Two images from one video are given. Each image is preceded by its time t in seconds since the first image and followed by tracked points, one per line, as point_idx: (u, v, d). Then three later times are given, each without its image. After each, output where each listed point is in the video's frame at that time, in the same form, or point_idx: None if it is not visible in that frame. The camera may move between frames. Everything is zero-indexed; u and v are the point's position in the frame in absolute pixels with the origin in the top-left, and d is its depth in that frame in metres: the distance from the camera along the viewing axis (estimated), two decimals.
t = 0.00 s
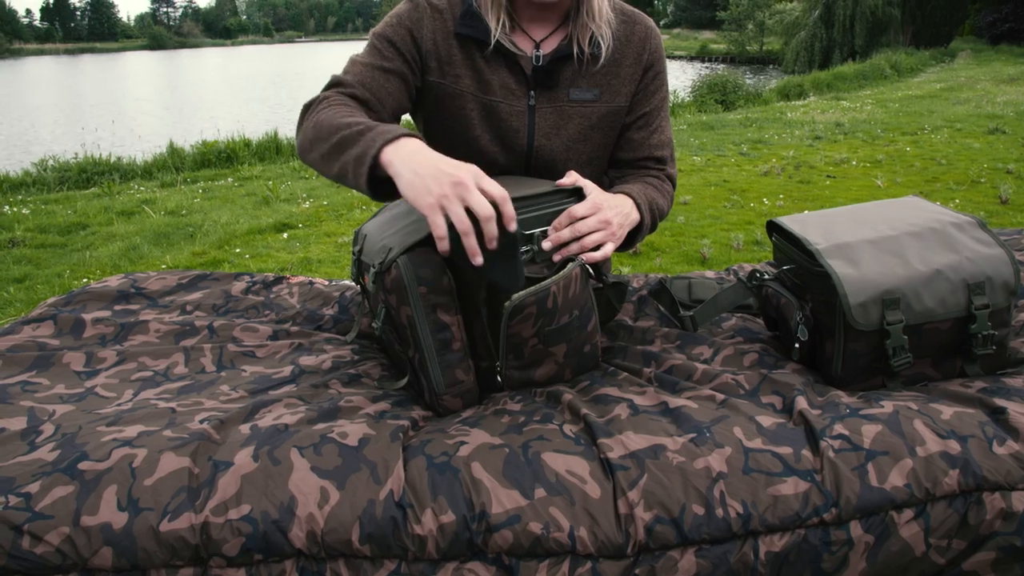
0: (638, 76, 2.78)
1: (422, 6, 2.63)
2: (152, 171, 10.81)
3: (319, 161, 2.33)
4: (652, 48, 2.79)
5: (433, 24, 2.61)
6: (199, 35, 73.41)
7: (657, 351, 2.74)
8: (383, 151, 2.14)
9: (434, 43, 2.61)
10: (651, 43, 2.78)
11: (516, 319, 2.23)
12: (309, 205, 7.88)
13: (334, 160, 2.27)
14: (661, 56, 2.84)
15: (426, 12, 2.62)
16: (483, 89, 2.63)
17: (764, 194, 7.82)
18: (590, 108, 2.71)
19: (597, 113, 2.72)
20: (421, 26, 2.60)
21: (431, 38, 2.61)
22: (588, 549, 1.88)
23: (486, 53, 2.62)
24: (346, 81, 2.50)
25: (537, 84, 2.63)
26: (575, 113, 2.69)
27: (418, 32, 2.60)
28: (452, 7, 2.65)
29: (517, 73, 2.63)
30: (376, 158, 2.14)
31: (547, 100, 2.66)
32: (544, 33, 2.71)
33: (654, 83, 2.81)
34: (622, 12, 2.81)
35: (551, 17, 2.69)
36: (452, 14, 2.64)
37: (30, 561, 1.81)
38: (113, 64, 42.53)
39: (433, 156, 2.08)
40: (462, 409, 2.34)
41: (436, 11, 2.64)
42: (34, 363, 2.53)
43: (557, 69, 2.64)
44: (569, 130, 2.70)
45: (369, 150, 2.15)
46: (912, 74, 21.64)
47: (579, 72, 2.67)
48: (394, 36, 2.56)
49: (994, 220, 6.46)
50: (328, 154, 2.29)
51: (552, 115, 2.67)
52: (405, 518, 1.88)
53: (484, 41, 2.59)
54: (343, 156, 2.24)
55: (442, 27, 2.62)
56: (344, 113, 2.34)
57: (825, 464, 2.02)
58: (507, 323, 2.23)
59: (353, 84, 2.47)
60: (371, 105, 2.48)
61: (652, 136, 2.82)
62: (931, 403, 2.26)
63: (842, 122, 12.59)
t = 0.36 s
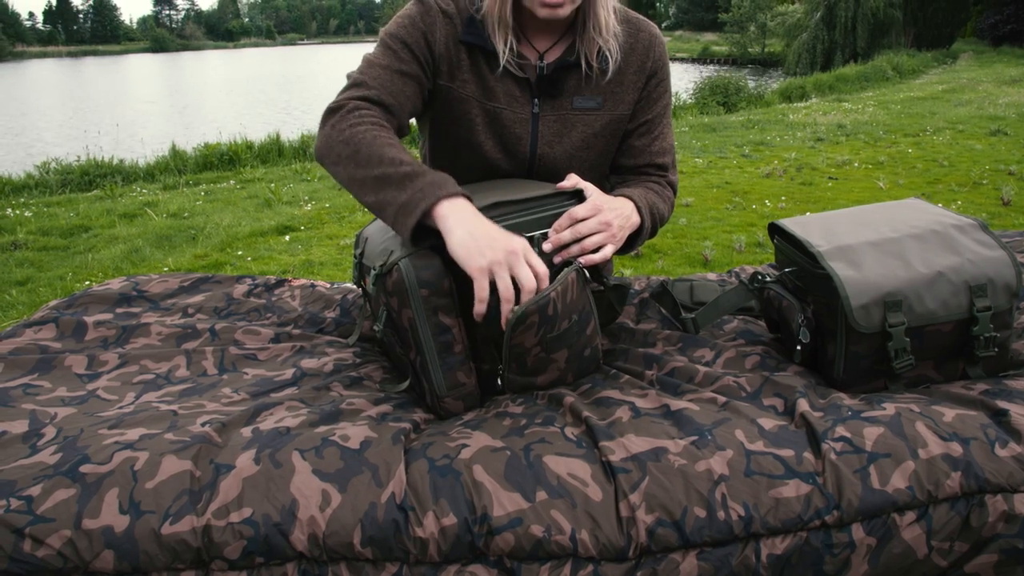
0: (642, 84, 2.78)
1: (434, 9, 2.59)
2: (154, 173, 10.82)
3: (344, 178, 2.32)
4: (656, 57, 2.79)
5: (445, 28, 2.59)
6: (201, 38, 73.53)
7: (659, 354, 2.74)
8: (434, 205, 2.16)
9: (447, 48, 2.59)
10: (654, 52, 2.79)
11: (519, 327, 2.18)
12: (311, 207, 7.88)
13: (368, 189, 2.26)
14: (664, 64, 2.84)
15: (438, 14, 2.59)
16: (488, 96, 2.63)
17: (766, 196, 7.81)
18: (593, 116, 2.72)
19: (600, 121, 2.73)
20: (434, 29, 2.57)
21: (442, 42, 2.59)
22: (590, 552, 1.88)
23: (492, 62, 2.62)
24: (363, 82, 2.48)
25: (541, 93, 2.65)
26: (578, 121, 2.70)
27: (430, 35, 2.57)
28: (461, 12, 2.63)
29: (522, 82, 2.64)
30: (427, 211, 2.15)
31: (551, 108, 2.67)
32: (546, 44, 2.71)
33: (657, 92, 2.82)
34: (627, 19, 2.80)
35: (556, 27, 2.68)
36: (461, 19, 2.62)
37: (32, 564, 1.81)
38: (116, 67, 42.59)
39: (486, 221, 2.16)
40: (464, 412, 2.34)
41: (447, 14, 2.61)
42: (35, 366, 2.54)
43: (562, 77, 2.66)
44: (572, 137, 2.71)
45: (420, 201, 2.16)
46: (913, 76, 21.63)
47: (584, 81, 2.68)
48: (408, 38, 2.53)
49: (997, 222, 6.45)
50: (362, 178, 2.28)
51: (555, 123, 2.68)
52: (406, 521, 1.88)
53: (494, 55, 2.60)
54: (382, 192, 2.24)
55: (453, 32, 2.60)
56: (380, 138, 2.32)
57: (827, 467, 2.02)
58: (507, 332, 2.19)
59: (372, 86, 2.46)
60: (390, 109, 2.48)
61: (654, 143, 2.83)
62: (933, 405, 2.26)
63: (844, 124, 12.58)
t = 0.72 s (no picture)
0: (642, 84, 2.79)
1: (438, 8, 2.60)
2: (154, 176, 10.82)
3: (354, 186, 2.32)
4: (656, 57, 2.80)
5: (450, 27, 2.59)
6: (201, 41, 73.59)
7: (659, 355, 2.74)
8: (445, 229, 2.14)
9: (453, 47, 2.59)
10: (654, 52, 2.79)
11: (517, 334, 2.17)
12: (312, 210, 7.89)
13: (376, 201, 2.26)
14: (665, 65, 2.85)
15: (443, 12, 2.59)
16: (491, 95, 2.64)
17: (767, 197, 7.81)
18: (594, 117, 2.72)
19: (600, 121, 2.74)
20: (440, 28, 2.57)
21: (448, 41, 2.59)
22: (591, 552, 1.88)
23: (494, 60, 2.63)
24: (373, 81, 2.47)
25: (542, 93, 2.66)
26: (579, 121, 2.71)
27: (437, 33, 2.56)
28: (464, 11, 2.63)
29: (524, 81, 2.65)
30: (436, 233, 2.14)
31: (552, 109, 2.68)
32: (550, 41, 2.72)
33: (658, 92, 2.82)
34: (627, 20, 2.81)
35: (557, 25, 2.69)
36: (464, 17, 2.62)
37: (32, 566, 1.82)
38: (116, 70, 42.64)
39: (494, 248, 2.13)
40: (464, 413, 2.34)
41: (452, 12, 2.61)
42: (36, 369, 2.54)
43: (563, 78, 2.67)
44: (573, 138, 2.72)
45: (431, 221, 2.14)
46: (913, 77, 21.62)
47: (584, 81, 2.69)
48: (415, 37, 2.53)
49: (997, 222, 6.44)
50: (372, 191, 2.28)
51: (557, 123, 2.69)
52: (407, 522, 1.89)
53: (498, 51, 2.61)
54: (391, 205, 2.23)
55: (458, 32, 2.60)
56: (395, 150, 2.31)
57: (827, 467, 2.02)
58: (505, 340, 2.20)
59: (382, 86, 2.45)
60: (401, 111, 2.48)
61: (655, 143, 2.83)
62: (933, 405, 2.26)
63: (844, 125, 12.59)
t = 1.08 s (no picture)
0: (642, 83, 2.78)
1: (435, 11, 2.58)
2: (154, 176, 10.82)
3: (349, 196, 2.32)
4: (656, 56, 2.79)
5: (448, 30, 2.58)
6: (201, 41, 73.57)
7: (659, 354, 2.73)
8: (425, 224, 2.11)
9: (451, 50, 2.58)
10: (654, 52, 2.79)
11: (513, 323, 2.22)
12: (311, 209, 7.88)
13: (366, 208, 2.25)
14: (665, 64, 2.84)
15: (441, 16, 2.58)
16: (491, 95, 2.65)
17: (766, 196, 7.81)
18: (593, 116, 2.72)
19: (600, 121, 2.74)
20: (437, 32, 2.56)
21: (447, 44, 2.57)
22: (590, 552, 1.88)
23: (495, 60, 2.63)
24: (371, 93, 2.46)
25: (543, 93, 2.65)
26: (579, 121, 2.71)
27: (434, 37, 2.55)
28: (463, 12, 2.63)
29: (525, 82, 2.65)
30: (416, 228, 2.11)
31: (553, 109, 2.68)
32: (553, 41, 2.71)
33: (658, 91, 2.81)
34: (626, 19, 2.80)
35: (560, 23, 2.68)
36: (463, 19, 2.61)
37: (30, 567, 1.82)
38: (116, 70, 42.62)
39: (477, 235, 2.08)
40: (463, 413, 2.34)
41: (450, 15, 2.60)
42: (34, 370, 2.54)
43: (563, 78, 2.67)
44: (573, 137, 2.72)
45: (409, 219, 2.11)
46: (913, 76, 21.60)
47: (585, 80, 2.69)
48: (412, 43, 2.52)
49: (997, 221, 6.44)
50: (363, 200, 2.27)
51: (557, 123, 2.69)
52: (406, 522, 1.89)
53: (500, 52, 2.61)
54: (378, 209, 2.21)
55: (457, 34, 2.59)
56: (380, 154, 2.29)
57: (827, 466, 2.02)
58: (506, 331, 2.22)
59: (381, 98, 2.44)
60: (400, 118, 2.47)
61: (657, 142, 2.82)
62: (933, 404, 2.26)
63: (843, 123, 12.58)
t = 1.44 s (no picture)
0: (636, 81, 2.77)
1: (424, 15, 2.58)
2: (154, 175, 10.80)
3: (346, 198, 2.42)
4: (652, 53, 2.78)
5: (438, 34, 2.57)
6: (201, 40, 73.52)
7: (658, 352, 2.73)
8: (419, 190, 2.21)
9: (441, 54, 2.58)
10: (650, 48, 2.77)
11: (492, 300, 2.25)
12: (311, 208, 7.88)
13: (363, 201, 2.35)
14: (661, 60, 2.83)
15: (429, 21, 2.58)
16: (484, 97, 2.64)
17: (766, 194, 7.80)
18: (589, 116, 2.72)
19: (596, 120, 2.73)
20: (426, 37, 2.56)
21: (436, 49, 2.57)
22: (590, 551, 1.88)
23: (486, 62, 2.62)
24: (358, 108, 2.54)
25: (537, 93, 2.65)
26: (574, 121, 2.70)
27: (423, 43, 2.56)
28: (454, 14, 2.62)
29: (518, 83, 2.64)
30: (411, 198, 2.22)
31: (547, 109, 2.67)
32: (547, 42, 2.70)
33: (654, 88, 2.81)
34: (621, 17, 2.79)
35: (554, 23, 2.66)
36: (454, 21, 2.60)
37: (30, 566, 1.81)
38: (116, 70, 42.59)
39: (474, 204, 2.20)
40: (462, 411, 2.34)
41: (440, 18, 2.59)
42: (34, 369, 2.54)
43: (557, 78, 2.66)
44: (569, 137, 2.72)
45: (404, 191, 2.22)
46: (914, 75, 21.59)
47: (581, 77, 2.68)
48: (400, 52, 2.55)
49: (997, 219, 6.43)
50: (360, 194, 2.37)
51: (553, 123, 2.68)
52: (406, 521, 1.88)
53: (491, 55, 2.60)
54: (373, 200, 2.32)
55: (447, 37, 2.58)
56: (368, 148, 2.39)
57: (827, 465, 2.02)
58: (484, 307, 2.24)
59: (364, 111, 2.52)
60: (384, 130, 2.53)
61: (653, 139, 2.81)
62: (933, 402, 2.26)
63: (843, 122, 12.58)
